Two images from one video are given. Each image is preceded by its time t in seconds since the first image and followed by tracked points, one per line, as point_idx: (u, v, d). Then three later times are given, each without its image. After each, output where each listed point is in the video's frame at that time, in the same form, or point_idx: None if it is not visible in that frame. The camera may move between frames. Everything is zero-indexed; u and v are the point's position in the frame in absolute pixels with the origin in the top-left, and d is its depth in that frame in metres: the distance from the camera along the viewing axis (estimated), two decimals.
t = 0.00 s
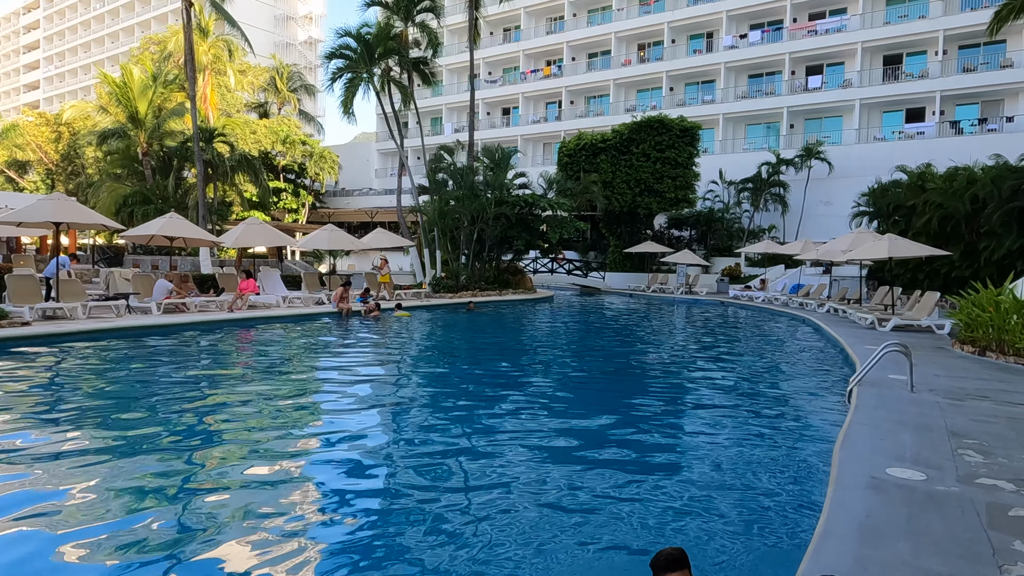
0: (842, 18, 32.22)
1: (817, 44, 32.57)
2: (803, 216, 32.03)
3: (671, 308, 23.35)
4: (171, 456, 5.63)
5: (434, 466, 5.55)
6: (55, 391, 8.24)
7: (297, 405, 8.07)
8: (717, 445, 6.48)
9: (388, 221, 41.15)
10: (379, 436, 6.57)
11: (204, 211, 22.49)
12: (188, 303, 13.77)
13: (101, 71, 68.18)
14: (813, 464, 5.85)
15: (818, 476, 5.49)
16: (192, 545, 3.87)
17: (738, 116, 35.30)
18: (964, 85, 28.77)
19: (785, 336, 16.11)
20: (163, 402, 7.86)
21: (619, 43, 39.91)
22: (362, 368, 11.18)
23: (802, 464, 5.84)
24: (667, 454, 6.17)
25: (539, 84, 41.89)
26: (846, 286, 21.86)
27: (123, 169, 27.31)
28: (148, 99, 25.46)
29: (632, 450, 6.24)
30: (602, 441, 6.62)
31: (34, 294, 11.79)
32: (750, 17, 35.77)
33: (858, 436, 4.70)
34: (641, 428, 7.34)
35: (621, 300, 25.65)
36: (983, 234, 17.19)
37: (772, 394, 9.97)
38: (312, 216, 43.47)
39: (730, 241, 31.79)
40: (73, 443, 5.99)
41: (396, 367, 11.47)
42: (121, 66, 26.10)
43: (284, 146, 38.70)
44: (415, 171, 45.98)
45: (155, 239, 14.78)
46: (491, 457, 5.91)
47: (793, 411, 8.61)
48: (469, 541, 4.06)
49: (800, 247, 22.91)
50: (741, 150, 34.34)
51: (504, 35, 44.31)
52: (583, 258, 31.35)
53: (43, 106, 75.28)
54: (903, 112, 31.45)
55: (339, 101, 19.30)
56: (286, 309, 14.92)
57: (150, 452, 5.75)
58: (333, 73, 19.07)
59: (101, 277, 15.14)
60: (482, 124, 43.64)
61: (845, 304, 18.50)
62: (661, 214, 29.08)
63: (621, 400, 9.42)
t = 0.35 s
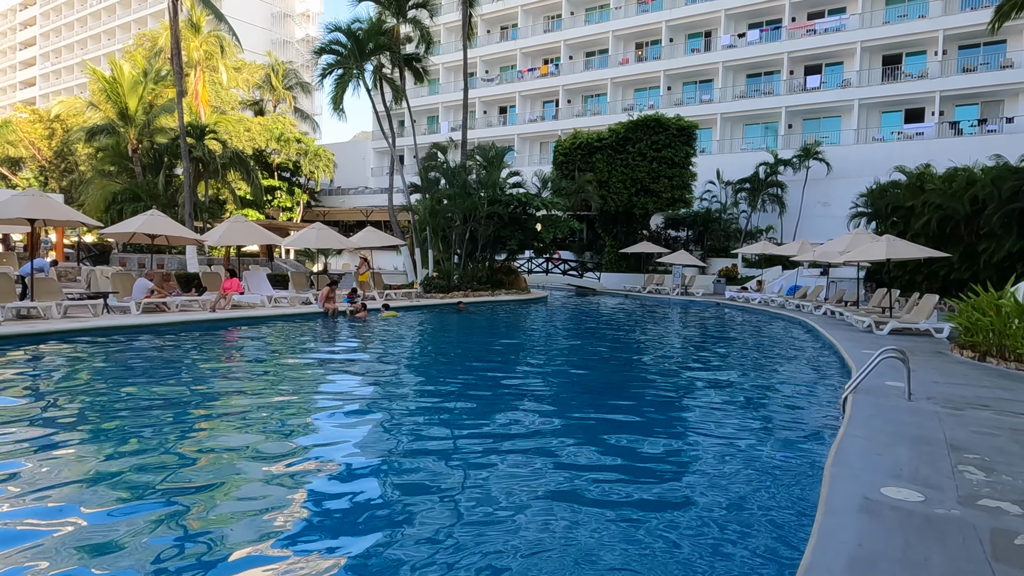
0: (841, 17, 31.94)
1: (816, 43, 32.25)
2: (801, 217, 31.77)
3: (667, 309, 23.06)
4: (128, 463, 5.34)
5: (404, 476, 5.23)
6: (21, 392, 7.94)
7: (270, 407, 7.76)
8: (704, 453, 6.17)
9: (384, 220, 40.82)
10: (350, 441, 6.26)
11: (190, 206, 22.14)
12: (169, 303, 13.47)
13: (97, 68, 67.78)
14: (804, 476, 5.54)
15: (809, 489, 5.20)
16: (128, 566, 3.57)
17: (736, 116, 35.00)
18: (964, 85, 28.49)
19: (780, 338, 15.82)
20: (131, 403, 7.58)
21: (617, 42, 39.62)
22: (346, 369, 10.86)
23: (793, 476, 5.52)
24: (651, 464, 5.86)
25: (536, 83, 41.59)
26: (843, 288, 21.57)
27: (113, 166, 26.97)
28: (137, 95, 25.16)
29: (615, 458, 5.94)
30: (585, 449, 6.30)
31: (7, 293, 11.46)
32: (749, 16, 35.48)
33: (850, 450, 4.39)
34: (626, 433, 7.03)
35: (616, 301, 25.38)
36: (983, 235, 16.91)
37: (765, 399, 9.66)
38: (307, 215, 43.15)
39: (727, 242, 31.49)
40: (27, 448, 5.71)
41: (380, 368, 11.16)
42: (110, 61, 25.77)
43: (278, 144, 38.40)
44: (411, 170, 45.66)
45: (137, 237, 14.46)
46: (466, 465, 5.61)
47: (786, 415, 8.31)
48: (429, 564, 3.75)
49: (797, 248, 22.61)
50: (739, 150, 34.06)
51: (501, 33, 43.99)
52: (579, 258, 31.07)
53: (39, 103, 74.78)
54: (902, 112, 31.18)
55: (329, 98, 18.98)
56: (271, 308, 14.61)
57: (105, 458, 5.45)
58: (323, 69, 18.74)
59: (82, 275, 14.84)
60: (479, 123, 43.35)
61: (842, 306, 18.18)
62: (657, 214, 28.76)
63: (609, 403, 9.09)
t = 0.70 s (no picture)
0: (845, 13, 31.56)
1: (820, 39, 31.87)
2: (803, 215, 31.48)
3: (666, 308, 22.77)
4: (86, 469, 5.10)
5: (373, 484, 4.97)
6: None
7: (247, 407, 7.52)
8: (692, 461, 5.90)
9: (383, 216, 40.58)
10: (322, 444, 6.00)
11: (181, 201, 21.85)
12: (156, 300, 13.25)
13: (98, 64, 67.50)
14: (796, 486, 5.27)
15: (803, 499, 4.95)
16: None
17: (738, 113, 34.65)
18: (969, 82, 28.12)
19: (781, 338, 15.52)
20: (102, 403, 7.34)
21: (618, 38, 39.30)
22: (332, 368, 10.62)
23: (784, 485, 5.25)
24: (636, 472, 5.59)
25: (537, 79, 41.27)
26: (845, 286, 21.24)
27: (109, 161, 26.77)
28: (133, 89, 24.94)
29: (597, 464, 5.67)
30: (568, 454, 6.03)
31: None
32: (752, 12, 35.09)
33: (842, 459, 4.11)
34: (613, 438, 6.76)
35: (616, 299, 25.12)
36: (988, 233, 16.59)
37: (762, 399, 9.38)
38: (306, 211, 42.95)
39: (729, 240, 31.10)
40: None
41: (367, 367, 10.90)
42: (106, 55, 25.55)
43: (277, 139, 38.19)
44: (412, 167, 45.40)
45: (125, 233, 14.24)
46: (441, 473, 5.34)
47: (782, 417, 8.03)
48: None
49: (799, 246, 22.29)
50: (741, 147, 33.71)
51: (502, 29, 43.68)
52: (579, 256, 30.80)
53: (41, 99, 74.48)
54: (906, 109, 30.79)
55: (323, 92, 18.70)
56: (261, 305, 14.37)
57: (61, 462, 5.22)
58: (317, 62, 18.47)
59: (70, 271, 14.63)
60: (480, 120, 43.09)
61: (843, 305, 17.85)
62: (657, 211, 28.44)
63: (599, 404, 8.82)
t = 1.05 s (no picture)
0: (843, 8, 31.24)
1: (817, 34, 31.57)
2: (800, 212, 31.26)
3: (661, 306, 22.52)
4: (32, 475, 4.85)
5: (333, 492, 4.70)
6: None
7: (215, 411, 7.24)
8: (674, 467, 5.63)
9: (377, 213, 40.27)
10: (285, 449, 5.73)
11: (168, 196, 21.52)
12: (135, 297, 12.99)
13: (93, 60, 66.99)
14: (781, 495, 4.99)
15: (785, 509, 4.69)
16: None
17: (735, 109, 34.34)
18: (968, 77, 27.84)
19: (775, 337, 15.24)
20: (65, 406, 7.09)
21: (615, 33, 38.96)
22: (311, 369, 10.33)
23: (768, 494, 4.97)
24: (615, 480, 5.31)
25: (533, 75, 40.95)
26: (841, 284, 20.98)
27: (97, 156, 26.40)
28: (121, 84, 24.60)
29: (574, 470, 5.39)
30: (546, 460, 5.77)
31: None
32: (749, 7, 34.77)
33: (827, 469, 3.84)
34: (594, 442, 6.49)
35: (611, 296, 24.86)
36: (986, 230, 16.31)
37: (752, 400, 9.11)
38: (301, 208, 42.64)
39: (725, 237, 30.80)
40: None
41: (348, 368, 10.60)
42: (93, 49, 25.22)
43: (270, 136, 37.87)
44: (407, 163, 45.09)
45: (105, 228, 13.96)
46: (408, 480, 5.06)
47: (771, 420, 7.75)
48: None
49: (794, 244, 22.00)
50: (738, 143, 33.42)
51: (498, 24, 43.32)
52: (574, 253, 30.55)
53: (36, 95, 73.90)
54: (905, 106, 30.51)
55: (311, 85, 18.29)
56: (243, 303, 14.07)
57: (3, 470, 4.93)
58: (305, 56, 18.13)
59: (50, 268, 14.36)
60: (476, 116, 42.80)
61: (839, 303, 17.58)
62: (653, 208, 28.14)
63: (584, 405, 8.54)
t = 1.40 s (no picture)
0: (839, 7, 31.00)
1: (814, 33, 31.34)
2: (795, 212, 31.03)
3: (654, 307, 22.26)
4: None
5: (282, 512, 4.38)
6: None
7: (176, 418, 6.94)
8: (650, 478, 5.33)
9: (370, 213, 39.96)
10: (242, 460, 5.43)
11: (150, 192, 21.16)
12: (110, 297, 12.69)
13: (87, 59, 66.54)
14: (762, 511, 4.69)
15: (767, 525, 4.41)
16: None
17: (731, 109, 34.07)
18: (964, 77, 27.62)
19: (768, 339, 14.97)
20: (23, 415, 6.81)
21: (610, 32, 38.70)
22: (287, 372, 10.03)
23: (749, 510, 4.68)
24: (587, 495, 5.00)
25: (527, 74, 40.66)
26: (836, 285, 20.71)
27: (83, 155, 26.00)
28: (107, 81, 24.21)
29: (546, 484, 5.08)
30: (517, 472, 5.46)
31: None
32: (745, 6, 34.51)
33: (809, 487, 3.54)
34: (570, 450, 6.21)
35: (603, 297, 24.60)
36: (982, 231, 16.04)
37: (741, 404, 8.82)
38: (293, 207, 42.32)
39: (719, 237, 30.72)
40: None
41: (325, 371, 10.29)
42: (78, 46, 24.84)
43: (262, 134, 37.52)
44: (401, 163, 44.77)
45: (80, 227, 13.64)
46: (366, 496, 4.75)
47: (759, 425, 7.45)
48: None
49: (789, 244, 21.73)
50: (733, 143, 33.17)
51: (492, 23, 43.00)
52: (568, 253, 30.28)
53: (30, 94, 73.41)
54: (901, 106, 30.28)
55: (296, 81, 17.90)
56: (223, 304, 13.76)
57: None
58: (290, 52, 17.79)
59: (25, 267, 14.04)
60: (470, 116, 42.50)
61: (833, 305, 17.31)
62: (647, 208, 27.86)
63: (565, 410, 8.23)
